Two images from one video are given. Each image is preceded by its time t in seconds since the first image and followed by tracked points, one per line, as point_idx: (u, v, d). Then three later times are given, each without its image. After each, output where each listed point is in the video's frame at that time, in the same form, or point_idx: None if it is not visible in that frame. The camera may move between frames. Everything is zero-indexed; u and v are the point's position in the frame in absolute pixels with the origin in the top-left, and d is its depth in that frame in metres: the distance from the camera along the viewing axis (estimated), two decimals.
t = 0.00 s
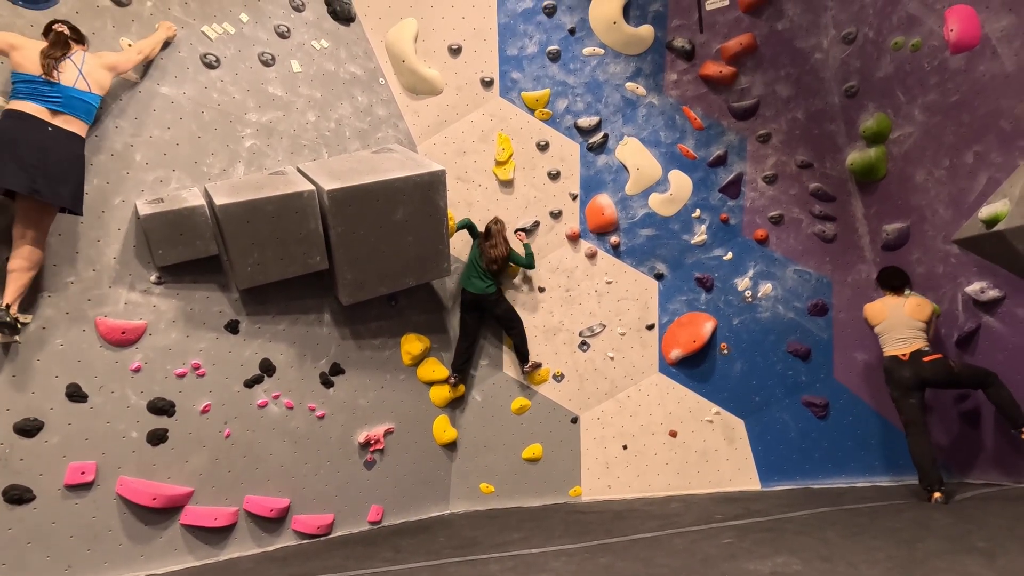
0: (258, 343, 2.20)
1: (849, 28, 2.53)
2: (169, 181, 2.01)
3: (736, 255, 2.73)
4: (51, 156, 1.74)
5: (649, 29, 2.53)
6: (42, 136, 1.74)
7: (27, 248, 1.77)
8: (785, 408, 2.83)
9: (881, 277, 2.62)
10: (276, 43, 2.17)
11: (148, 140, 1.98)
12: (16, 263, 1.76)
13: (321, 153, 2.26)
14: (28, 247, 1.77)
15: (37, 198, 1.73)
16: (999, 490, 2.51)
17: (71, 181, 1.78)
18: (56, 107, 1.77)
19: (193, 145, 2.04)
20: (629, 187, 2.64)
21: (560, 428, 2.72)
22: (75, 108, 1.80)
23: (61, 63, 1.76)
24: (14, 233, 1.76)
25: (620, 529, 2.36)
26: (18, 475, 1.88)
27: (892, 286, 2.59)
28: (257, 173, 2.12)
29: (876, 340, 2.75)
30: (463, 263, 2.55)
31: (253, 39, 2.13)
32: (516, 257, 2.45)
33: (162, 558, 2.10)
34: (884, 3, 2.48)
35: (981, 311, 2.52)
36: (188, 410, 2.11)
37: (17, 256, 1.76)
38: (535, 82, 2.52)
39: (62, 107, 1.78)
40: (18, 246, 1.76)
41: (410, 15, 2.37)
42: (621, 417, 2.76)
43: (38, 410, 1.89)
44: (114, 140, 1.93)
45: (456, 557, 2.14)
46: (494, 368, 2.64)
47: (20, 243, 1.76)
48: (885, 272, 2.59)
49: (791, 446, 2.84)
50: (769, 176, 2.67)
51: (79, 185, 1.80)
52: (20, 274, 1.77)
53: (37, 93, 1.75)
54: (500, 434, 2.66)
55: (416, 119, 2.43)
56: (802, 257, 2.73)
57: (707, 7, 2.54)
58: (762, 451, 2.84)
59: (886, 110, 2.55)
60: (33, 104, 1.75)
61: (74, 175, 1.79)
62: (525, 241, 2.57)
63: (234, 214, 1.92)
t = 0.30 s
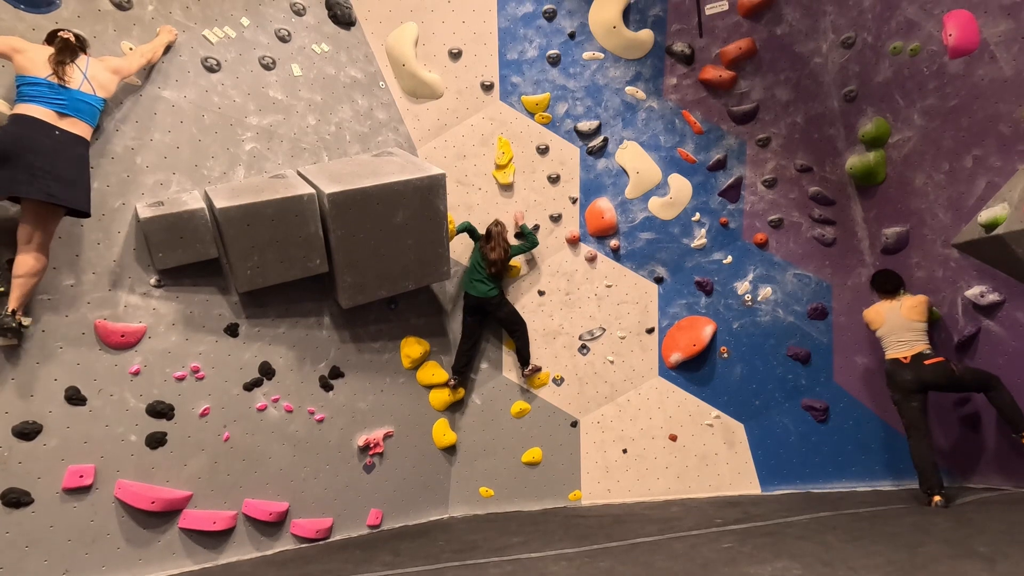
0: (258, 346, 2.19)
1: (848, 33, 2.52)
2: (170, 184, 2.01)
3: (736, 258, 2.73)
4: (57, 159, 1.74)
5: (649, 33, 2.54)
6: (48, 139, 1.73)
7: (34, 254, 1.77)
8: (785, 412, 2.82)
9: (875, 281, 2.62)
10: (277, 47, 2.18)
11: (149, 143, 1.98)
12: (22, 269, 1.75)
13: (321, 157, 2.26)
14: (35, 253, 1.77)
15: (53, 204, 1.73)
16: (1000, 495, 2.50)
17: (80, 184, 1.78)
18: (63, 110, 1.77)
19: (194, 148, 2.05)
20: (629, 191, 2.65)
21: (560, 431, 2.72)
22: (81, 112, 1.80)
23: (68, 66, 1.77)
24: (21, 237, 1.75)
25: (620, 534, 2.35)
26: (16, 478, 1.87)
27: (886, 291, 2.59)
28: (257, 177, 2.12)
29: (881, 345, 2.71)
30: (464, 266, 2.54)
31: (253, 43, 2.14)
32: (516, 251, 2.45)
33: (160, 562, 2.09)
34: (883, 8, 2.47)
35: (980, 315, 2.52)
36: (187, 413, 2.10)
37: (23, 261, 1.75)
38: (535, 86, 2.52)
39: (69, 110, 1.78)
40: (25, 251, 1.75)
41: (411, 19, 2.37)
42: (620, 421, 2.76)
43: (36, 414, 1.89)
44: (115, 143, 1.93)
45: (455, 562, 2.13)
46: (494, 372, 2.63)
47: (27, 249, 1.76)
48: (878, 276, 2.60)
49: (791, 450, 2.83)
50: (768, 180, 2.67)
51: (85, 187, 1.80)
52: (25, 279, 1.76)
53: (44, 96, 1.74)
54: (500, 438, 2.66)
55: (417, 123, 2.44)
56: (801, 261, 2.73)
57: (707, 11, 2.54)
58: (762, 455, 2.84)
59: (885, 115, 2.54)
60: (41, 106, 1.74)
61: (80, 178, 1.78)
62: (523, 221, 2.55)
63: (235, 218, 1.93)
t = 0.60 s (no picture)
0: (257, 350, 2.19)
1: (846, 39, 2.54)
2: (170, 189, 2.02)
3: (735, 263, 2.74)
4: (61, 164, 1.74)
5: (648, 39, 2.55)
6: (52, 146, 1.73)
7: (40, 262, 1.77)
8: (785, 417, 2.82)
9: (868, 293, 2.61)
10: (278, 52, 2.19)
11: (150, 147, 1.99)
12: (27, 276, 1.76)
13: (321, 161, 2.27)
14: (40, 261, 1.77)
15: (60, 209, 1.74)
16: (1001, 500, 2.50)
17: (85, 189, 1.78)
18: (67, 117, 1.77)
19: (194, 153, 2.05)
20: (628, 196, 2.66)
21: (560, 436, 2.71)
22: (85, 118, 1.81)
23: (73, 73, 1.77)
24: (26, 243, 1.74)
25: (620, 539, 2.35)
26: (15, 482, 1.87)
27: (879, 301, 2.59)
28: (258, 181, 2.13)
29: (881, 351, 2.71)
30: (464, 271, 2.55)
31: (255, 48, 2.15)
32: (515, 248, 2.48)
33: (158, 566, 2.08)
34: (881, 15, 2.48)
35: (980, 321, 2.52)
36: (186, 417, 2.10)
37: (28, 269, 1.76)
38: (535, 91, 2.53)
39: (73, 116, 1.78)
40: (31, 259, 1.76)
41: (411, 24, 2.38)
42: (620, 426, 2.75)
43: (35, 418, 1.89)
44: (116, 147, 1.94)
45: (454, 567, 2.12)
46: (494, 376, 2.63)
47: (33, 256, 1.76)
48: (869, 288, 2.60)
49: (791, 456, 2.83)
50: (767, 185, 2.68)
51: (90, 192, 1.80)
52: (29, 286, 1.77)
53: (49, 103, 1.75)
54: (500, 443, 2.66)
55: (417, 128, 2.45)
56: (801, 266, 2.73)
57: (706, 18, 2.56)
58: (762, 461, 2.83)
59: (884, 121, 2.55)
60: (45, 112, 1.74)
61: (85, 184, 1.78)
62: (518, 215, 2.55)
63: (235, 222, 1.93)
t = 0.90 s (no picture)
0: (257, 354, 2.19)
1: (845, 46, 2.55)
2: (171, 194, 2.02)
3: (735, 268, 2.74)
4: (63, 169, 1.74)
5: (648, 45, 2.56)
6: (52, 150, 1.73)
7: (41, 265, 1.77)
8: (785, 422, 2.82)
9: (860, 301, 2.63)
10: (280, 58, 2.20)
11: (152, 152, 1.99)
12: (30, 278, 1.75)
13: (322, 166, 2.28)
14: (42, 264, 1.77)
15: (58, 213, 1.73)
16: (1001, 506, 2.49)
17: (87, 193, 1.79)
18: (69, 122, 1.78)
19: (196, 157, 2.06)
20: (628, 201, 2.66)
21: (559, 441, 2.71)
22: (87, 123, 1.81)
23: (76, 80, 1.78)
24: (28, 248, 1.75)
25: (620, 545, 2.34)
26: (13, 487, 1.86)
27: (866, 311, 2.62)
28: (259, 185, 2.13)
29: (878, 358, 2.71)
30: (464, 275, 2.55)
31: (256, 53, 2.16)
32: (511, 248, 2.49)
33: (157, 572, 2.08)
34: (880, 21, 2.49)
35: (979, 326, 2.51)
36: (186, 422, 2.10)
37: (30, 272, 1.75)
38: (535, 97, 2.54)
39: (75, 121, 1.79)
40: (33, 262, 1.76)
41: (412, 30, 2.40)
42: (620, 431, 2.75)
43: (35, 422, 1.88)
44: (118, 152, 1.94)
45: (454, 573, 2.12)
46: (493, 381, 2.63)
47: (35, 259, 1.76)
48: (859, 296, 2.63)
49: (792, 461, 2.83)
50: (767, 191, 2.69)
51: (93, 196, 1.80)
52: (31, 289, 1.76)
53: (51, 109, 1.76)
54: (499, 447, 2.65)
55: (417, 133, 2.45)
56: (800, 271, 2.74)
57: (705, 24, 2.57)
58: (762, 466, 2.83)
59: (882, 127, 2.56)
60: (48, 119, 1.75)
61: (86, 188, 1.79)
62: (512, 202, 2.54)
63: (236, 226, 1.93)
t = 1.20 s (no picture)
0: (257, 359, 2.19)
1: (843, 52, 2.55)
2: (172, 199, 2.02)
3: (734, 273, 2.75)
4: (66, 173, 1.74)
5: (647, 51, 2.57)
6: (55, 156, 1.73)
7: (41, 268, 1.77)
8: (785, 427, 2.81)
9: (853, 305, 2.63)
10: (280, 63, 2.21)
11: (153, 157, 2.00)
12: (30, 281, 1.75)
13: (323, 171, 2.28)
14: (41, 267, 1.77)
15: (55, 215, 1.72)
16: (1002, 512, 2.49)
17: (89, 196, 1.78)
18: (69, 126, 1.78)
19: (197, 162, 2.06)
20: (628, 207, 2.67)
21: (559, 447, 2.70)
22: (88, 127, 1.81)
23: (78, 86, 1.79)
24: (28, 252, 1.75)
25: (620, 550, 2.33)
26: (12, 492, 1.86)
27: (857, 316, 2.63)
28: (259, 190, 2.14)
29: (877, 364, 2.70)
30: (463, 280, 2.56)
31: (257, 59, 2.17)
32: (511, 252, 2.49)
33: None
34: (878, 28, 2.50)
35: (978, 331, 2.51)
36: (186, 427, 2.09)
37: (30, 276, 1.75)
38: (535, 102, 2.55)
39: (76, 125, 1.79)
40: (32, 265, 1.75)
41: (413, 36, 2.41)
42: (620, 436, 2.75)
43: (34, 427, 1.88)
44: (119, 157, 1.95)
45: None
46: (493, 386, 2.63)
47: (35, 262, 1.76)
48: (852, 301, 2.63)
49: (792, 466, 2.82)
50: (766, 196, 2.70)
51: (95, 199, 1.80)
52: (30, 293, 1.76)
53: (53, 114, 1.76)
54: (499, 452, 2.65)
55: (417, 138, 2.46)
56: (799, 276, 2.74)
57: (704, 30, 2.58)
58: (762, 472, 2.82)
59: (881, 132, 2.56)
60: (49, 123, 1.75)
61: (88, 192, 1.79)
62: (513, 204, 2.55)
63: (236, 231, 1.93)
